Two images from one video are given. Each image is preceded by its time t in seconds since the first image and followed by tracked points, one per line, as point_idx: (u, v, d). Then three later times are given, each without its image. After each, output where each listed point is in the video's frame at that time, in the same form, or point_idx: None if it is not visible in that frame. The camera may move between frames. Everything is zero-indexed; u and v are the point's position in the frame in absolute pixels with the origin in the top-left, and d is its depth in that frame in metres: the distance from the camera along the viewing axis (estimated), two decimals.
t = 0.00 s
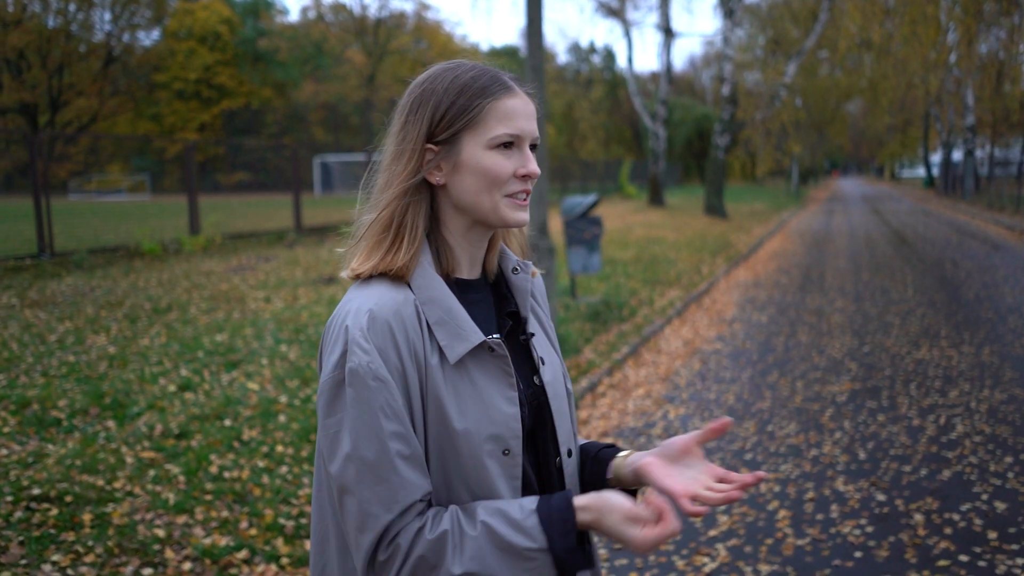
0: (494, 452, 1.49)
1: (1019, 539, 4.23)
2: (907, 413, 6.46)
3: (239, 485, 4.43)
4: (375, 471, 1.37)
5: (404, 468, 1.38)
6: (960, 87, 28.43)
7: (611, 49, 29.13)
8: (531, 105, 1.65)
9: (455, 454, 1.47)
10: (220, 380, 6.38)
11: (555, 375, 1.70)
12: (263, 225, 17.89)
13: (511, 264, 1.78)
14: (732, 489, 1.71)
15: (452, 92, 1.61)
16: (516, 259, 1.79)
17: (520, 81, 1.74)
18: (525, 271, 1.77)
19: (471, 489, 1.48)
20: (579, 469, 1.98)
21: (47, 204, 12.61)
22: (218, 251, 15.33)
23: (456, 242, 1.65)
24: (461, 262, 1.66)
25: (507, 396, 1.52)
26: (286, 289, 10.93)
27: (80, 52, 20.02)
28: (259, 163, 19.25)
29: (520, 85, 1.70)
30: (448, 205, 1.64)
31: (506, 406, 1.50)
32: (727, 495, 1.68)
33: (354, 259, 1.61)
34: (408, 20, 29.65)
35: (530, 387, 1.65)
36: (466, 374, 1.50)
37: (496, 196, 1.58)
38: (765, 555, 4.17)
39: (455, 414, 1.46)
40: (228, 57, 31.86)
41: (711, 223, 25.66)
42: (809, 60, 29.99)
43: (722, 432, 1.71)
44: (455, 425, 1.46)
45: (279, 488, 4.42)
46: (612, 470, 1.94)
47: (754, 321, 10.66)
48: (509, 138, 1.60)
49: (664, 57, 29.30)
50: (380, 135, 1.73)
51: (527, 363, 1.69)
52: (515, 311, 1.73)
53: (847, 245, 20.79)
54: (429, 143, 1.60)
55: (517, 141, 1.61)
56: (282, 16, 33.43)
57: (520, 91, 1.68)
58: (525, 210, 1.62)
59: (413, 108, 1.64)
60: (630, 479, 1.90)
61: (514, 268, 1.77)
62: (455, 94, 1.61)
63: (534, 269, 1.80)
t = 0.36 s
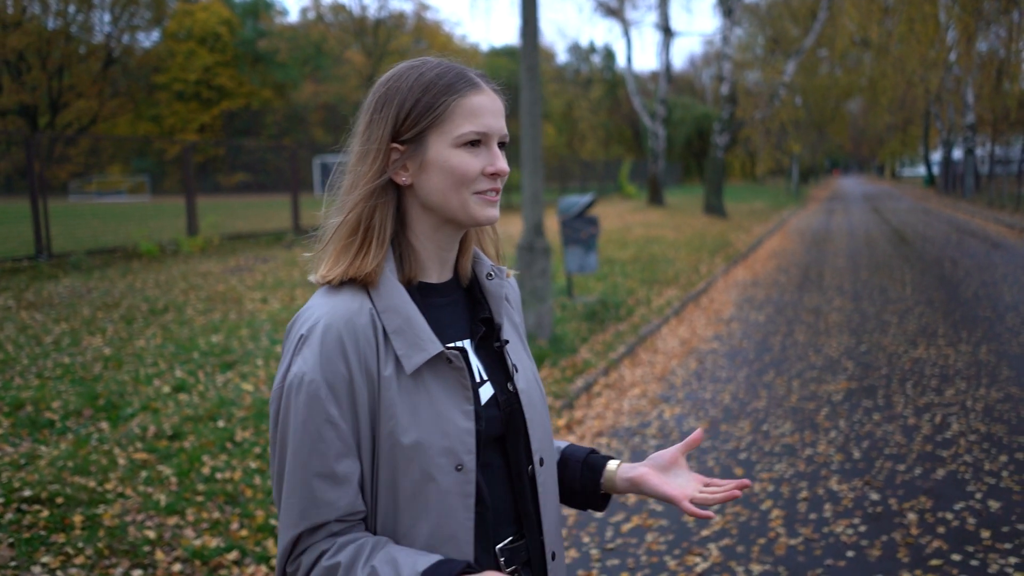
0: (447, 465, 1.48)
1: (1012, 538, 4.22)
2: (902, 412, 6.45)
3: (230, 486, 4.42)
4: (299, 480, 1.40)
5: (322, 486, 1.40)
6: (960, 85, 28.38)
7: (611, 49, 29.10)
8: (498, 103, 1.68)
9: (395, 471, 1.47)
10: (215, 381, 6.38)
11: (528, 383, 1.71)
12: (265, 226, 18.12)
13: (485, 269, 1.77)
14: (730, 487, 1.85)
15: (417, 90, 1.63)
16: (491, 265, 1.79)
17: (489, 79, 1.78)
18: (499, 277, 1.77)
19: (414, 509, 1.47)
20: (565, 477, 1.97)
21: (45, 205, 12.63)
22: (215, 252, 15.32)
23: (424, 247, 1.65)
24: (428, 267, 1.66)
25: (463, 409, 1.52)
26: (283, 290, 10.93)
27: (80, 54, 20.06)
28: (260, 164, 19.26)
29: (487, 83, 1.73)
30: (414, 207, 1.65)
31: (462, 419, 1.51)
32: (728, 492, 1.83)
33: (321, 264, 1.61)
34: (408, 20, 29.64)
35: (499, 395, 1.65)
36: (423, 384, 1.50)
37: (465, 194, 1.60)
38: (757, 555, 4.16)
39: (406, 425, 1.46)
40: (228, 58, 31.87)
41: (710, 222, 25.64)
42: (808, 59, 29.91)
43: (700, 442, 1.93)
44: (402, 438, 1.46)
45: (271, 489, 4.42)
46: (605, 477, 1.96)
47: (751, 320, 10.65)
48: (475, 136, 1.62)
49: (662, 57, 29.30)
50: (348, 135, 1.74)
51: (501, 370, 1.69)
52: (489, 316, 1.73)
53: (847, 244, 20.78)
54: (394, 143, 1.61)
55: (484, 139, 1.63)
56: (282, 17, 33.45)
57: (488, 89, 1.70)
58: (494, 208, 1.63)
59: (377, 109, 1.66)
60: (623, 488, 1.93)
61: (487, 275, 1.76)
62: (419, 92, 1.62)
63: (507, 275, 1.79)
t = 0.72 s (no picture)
0: (409, 472, 1.51)
1: (1002, 541, 4.21)
2: (895, 416, 6.45)
3: (220, 490, 4.42)
4: (266, 484, 1.42)
5: (291, 491, 1.42)
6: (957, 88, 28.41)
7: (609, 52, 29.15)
8: (471, 112, 1.74)
9: (360, 475, 1.49)
10: (208, 385, 6.39)
11: (493, 390, 1.73)
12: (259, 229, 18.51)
13: (450, 276, 1.79)
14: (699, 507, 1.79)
15: (391, 97, 1.67)
16: (456, 272, 1.81)
17: (461, 89, 1.83)
18: (462, 284, 1.79)
19: (378, 514, 1.49)
20: (543, 496, 1.96)
21: (40, 208, 12.63)
22: (212, 256, 15.33)
23: (392, 252, 1.68)
24: (395, 273, 1.69)
25: (427, 416, 1.54)
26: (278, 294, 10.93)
27: (79, 58, 20.13)
28: (258, 168, 19.26)
29: (461, 94, 1.78)
30: (385, 211, 1.68)
31: (426, 425, 1.53)
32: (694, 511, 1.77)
33: (289, 267, 1.62)
34: (406, 23, 29.61)
35: (462, 401, 1.67)
36: (387, 390, 1.52)
37: (439, 200, 1.64)
38: (746, 558, 4.16)
39: (369, 431, 1.48)
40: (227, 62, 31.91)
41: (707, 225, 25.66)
42: (805, 63, 29.94)
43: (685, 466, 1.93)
44: (366, 445, 1.48)
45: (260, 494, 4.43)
46: (582, 496, 1.96)
47: (746, 323, 10.65)
48: (450, 144, 1.67)
49: (660, 60, 29.34)
50: (317, 139, 1.76)
51: (463, 376, 1.72)
52: (454, 323, 1.75)
53: (844, 247, 20.78)
54: (369, 148, 1.64)
55: (458, 147, 1.68)
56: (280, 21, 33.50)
57: (461, 100, 1.76)
58: (465, 214, 1.67)
59: (351, 113, 1.68)
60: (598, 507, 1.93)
61: (452, 281, 1.78)
62: (395, 99, 1.67)
63: (471, 282, 1.82)
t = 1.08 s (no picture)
0: (368, 470, 1.54)
1: (992, 540, 4.22)
2: (889, 415, 6.46)
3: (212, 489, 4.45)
4: (226, 482, 1.47)
5: (248, 487, 1.47)
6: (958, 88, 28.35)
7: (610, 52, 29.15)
8: (433, 106, 1.77)
9: (318, 472, 1.52)
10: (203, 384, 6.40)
11: (460, 386, 1.75)
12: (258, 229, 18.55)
13: (419, 273, 1.81)
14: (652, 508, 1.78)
15: (352, 95, 1.70)
16: (425, 268, 1.83)
17: (424, 84, 1.86)
18: (431, 281, 1.81)
19: (338, 511, 1.53)
20: (511, 498, 1.98)
21: (40, 209, 12.63)
22: (211, 256, 15.35)
23: (358, 250, 1.72)
24: (361, 271, 1.73)
25: (387, 414, 1.57)
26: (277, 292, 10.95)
27: (81, 58, 20.18)
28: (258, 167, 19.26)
29: (421, 87, 1.82)
30: (351, 208, 1.72)
31: (386, 422, 1.56)
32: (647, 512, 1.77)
33: (258, 267, 1.66)
34: (408, 23, 29.57)
35: (426, 398, 1.70)
36: (346, 388, 1.56)
37: (405, 196, 1.67)
38: (737, 557, 4.18)
39: (327, 429, 1.52)
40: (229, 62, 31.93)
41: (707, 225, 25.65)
42: (807, 62, 29.89)
43: (655, 468, 1.90)
44: (324, 442, 1.52)
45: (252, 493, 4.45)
46: (548, 495, 1.97)
47: (743, 323, 10.65)
48: (414, 139, 1.71)
49: (660, 60, 29.35)
50: (281, 138, 1.80)
51: (431, 371, 1.74)
52: (421, 320, 1.77)
53: (844, 247, 20.77)
54: (333, 146, 1.68)
55: (422, 141, 1.72)
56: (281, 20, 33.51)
57: (423, 94, 1.79)
58: (431, 209, 1.71)
59: (313, 112, 1.72)
60: (566, 506, 1.94)
61: (421, 279, 1.80)
62: (357, 95, 1.70)
63: (441, 278, 1.84)
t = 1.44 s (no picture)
0: (341, 460, 1.55)
1: (992, 538, 4.20)
2: (892, 413, 6.44)
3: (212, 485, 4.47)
4: (200, 469, 1.48)
5: (223, 475, 1.48)
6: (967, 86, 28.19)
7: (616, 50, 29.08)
8: (410, 99, 1.80)
9: (293, 461, 1.54)
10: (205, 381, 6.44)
11: (438, 379, 1.76)
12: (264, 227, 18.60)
13: (398, 266, 1.82)
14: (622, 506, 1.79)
15: (331, 87, 1.73)
16: (405, 262, 1.84)
17: (404, 79, 1.89)
18: (410, 273, 1.82)
19: (311, 501, 1.55)
20: (490, 489, 1.97)
21: (47, 207, 12.72)
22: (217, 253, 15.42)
23: (337, 242, 1.73)
24: (340, 263, 1.74)
25: (361, 404, 1.59)
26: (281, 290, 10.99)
27: (89, 57, 20.27)
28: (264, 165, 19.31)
29: (399, 81, 1.84)
30: (329, 201, 1.74)
31: (360, 412, 1.58)
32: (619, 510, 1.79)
33: (240, 261, 1.67)
34: (415, 22, 29.55)
35: (403, 388, 1.71)
36: (321, 377, 1.58)
37: (384, 186, 1.70)
38: (736, 555, 4.17)
39: (301, 418, 1.54)
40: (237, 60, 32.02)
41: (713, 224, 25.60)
42: (814, 60, 29.76)
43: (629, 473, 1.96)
44: (298, 432, 1.54)
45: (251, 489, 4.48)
46: (525, 487, 1.97)
47: (748, 321, 10.63)
48: (392, 130, 1.73)
49: (667, 58, 29.28)
50: (260, 131, 1.81)
51: (408, 364, 1.75)
52: (399, 312, 1.78)
53: (851, 245, 20.69)
54: (312, 139, 1.70)
55: (400, 133, 1.75)
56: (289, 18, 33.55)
57: (402, 87, 1.82)
58: (409, 200, 1.73)
59: (291, 105, 1.74)
60: (541, 499, 1.95)
61: (399, 272, 1.81)
62: (335, 88, 1.72)
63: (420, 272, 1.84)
